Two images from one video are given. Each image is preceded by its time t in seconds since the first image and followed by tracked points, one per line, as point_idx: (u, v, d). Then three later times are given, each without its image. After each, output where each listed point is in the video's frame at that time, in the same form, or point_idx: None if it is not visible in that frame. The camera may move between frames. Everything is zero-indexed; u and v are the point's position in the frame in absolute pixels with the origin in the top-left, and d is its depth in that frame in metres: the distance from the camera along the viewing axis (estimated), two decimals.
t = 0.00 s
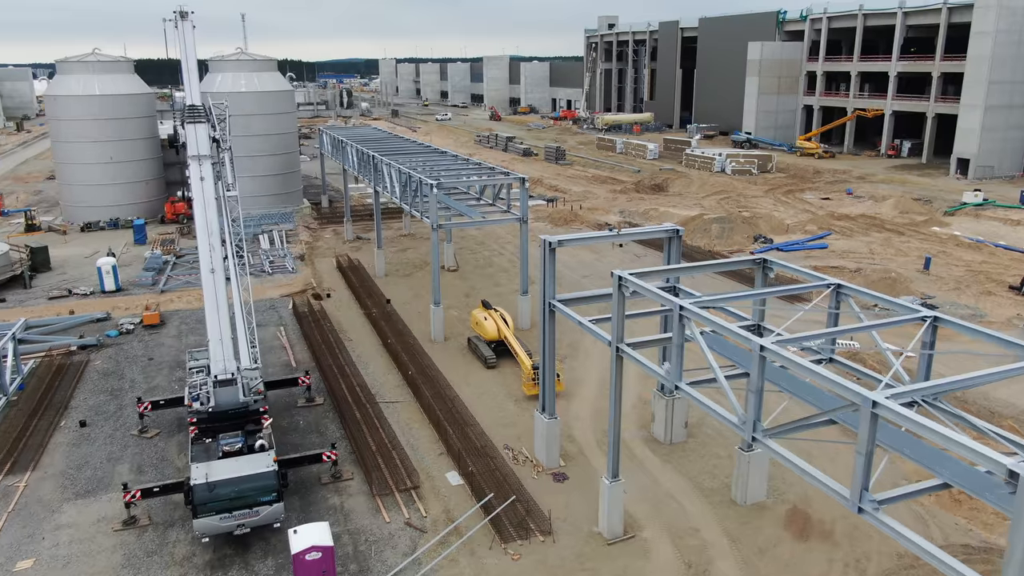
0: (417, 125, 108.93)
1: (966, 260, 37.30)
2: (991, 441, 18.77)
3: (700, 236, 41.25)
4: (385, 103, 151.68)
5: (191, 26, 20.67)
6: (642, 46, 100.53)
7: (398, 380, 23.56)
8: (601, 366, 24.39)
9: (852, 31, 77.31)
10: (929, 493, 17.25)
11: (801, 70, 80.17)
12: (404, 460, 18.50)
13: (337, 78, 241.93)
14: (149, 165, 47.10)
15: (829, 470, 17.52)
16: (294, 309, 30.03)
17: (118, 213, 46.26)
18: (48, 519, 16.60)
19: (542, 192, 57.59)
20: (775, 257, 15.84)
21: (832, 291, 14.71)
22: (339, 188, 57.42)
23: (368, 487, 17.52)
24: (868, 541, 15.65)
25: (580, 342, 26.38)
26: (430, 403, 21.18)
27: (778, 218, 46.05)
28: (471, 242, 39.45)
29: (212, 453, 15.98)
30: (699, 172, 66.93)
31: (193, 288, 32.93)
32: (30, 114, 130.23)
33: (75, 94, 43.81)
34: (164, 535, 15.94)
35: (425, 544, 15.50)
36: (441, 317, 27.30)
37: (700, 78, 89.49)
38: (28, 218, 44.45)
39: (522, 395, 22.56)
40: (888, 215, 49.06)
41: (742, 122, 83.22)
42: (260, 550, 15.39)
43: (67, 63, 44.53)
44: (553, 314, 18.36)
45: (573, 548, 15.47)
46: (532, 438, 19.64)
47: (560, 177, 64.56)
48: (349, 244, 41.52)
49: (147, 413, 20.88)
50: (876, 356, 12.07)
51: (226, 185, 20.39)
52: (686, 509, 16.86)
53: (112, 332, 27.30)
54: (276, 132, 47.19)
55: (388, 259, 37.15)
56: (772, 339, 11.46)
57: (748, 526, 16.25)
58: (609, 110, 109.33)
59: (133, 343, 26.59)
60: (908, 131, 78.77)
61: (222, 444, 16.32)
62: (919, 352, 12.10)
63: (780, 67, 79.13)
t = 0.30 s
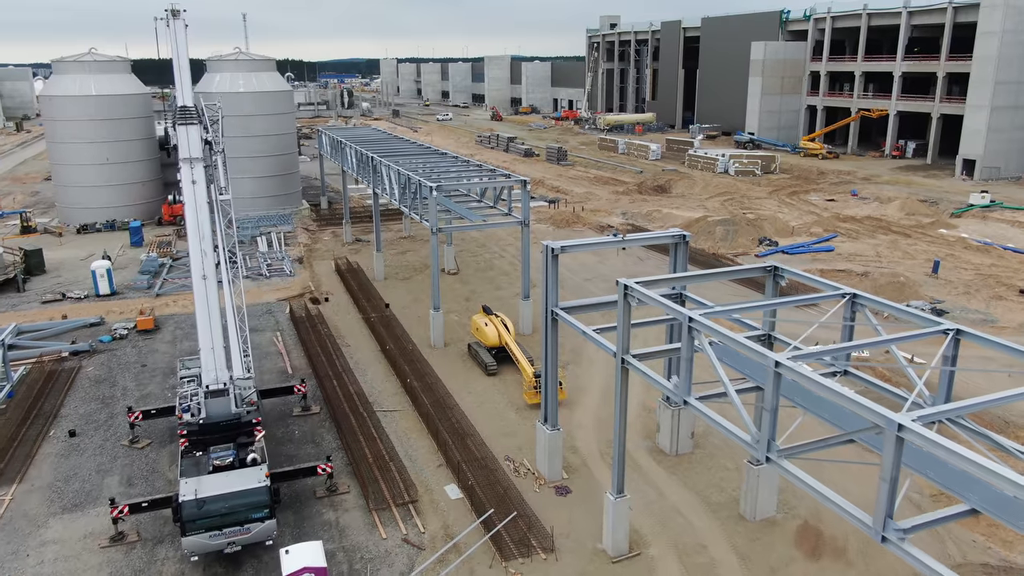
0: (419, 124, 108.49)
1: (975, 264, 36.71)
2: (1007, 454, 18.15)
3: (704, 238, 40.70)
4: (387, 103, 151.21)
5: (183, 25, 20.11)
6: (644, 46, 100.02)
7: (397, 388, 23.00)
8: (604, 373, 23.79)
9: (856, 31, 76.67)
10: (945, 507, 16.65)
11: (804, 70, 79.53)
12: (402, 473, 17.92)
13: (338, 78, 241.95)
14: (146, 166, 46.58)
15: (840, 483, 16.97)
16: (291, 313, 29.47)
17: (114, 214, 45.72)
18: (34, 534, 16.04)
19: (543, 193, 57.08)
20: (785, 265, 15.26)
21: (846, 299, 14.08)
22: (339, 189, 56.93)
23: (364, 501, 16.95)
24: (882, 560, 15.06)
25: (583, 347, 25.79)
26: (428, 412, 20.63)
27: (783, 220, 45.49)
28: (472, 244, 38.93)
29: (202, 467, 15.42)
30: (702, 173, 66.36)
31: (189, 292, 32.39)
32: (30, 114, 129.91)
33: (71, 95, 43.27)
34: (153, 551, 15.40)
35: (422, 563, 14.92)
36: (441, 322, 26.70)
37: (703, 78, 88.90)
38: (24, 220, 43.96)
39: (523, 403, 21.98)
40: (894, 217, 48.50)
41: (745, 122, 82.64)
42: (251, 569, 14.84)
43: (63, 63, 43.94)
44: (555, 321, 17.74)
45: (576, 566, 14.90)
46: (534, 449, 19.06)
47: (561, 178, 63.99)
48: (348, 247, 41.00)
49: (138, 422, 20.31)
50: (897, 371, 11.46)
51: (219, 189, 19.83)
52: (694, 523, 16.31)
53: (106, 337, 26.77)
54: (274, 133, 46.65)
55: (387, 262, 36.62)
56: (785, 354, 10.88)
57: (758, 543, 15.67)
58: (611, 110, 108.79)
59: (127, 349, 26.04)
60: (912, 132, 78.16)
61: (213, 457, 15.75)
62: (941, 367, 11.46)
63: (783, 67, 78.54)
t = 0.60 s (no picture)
0: (419, 125, 108.03)
1: (983, 267, 36.14)
2: None
3: (707, 241, 40.12)
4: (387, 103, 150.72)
5: (174, 24, 19.53)
6: (645, 46, 99.53)
7: (394, 397, 22.44)
8: (607, 382, 23.19)
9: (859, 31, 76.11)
10: (961, 525, 16.05)
11: (807, 70, 78.94)
12: (399, 487, 17.36)
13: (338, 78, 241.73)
14: (143, 167, 46.03)
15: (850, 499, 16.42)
16: (288, 319, 28.91)
17: (110, 216, 45.17)
18: (17, 552, 15.48)
19: (544, 195, 56.54)
20: (796, 274, 14.70)
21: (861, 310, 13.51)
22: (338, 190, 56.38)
23: (360, 517, 16.39)
24: None
25: (585, 354, 25.21)
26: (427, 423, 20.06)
27: (787, 222, 44.91)
28: (472, 248, 38.38)
29: (191, 483, 14.86)
30: (705, 174, 65.76)
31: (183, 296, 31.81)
32: (30, 114, 129.49)
33: (66, 95, 42.77)
34: (139, 570, 14.83)
35: None
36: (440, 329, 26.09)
37: (704, 79, 88.35)
38: (19, 222, 43.43)
39: (524, 414, 21.41)
40: (899, 219, 47.93)
41: (747, 123, 82.08)
42: None
43: (58, 64, 43.47)
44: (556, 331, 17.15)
45: None
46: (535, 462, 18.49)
47: (562, 179, 63.45)
48: (346, 249, 40.44)
49: (128, 434, 19.73)
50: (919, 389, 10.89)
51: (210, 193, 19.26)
52: (701, 541, 15.73)
53: (98, 343, 26.21)
54: (272, 134, 46.09)
55: (386, 265, 36.06)
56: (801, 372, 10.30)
57: (767, 562, 15.09)
58: (612, 110, 108.23)
59: (119, 356, 25.48)
60: (916, 132, 77.58)
61: (202, 473, 15.20)
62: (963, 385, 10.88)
63: (786, 67, 77.97)
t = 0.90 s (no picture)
0: (420, 125, 107.55)
1: (991, 271, 35.53)
2: None
3: (710, 244, 39.50)
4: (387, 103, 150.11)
5: (164, 24, 18.94)
6: (646, 46, 98.97)
7: (392, 406, 21.88)
8: (609, 390, 22.61)
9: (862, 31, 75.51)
10: (976, 543, 15.47)
11: (810, 70, 78.34)
12: (395, 502, 16.82)
13: (338, 78, 241.13)
14: (139, 169, 45.46)
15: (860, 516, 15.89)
16: (284, 324, 28.34)
17: (106, 219, 44.59)
18: None
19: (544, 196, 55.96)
20: (808, 284, 14.13)
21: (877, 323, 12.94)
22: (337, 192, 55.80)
23: (355, 534, 15.82)
24: None
25: (587, 362, 24.65)
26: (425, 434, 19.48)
27: (791, 225, 44.29)
28: (472, 251, 37.80)
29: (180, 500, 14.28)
30: (707, 175, 65.15)
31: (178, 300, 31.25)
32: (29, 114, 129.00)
33: (61, 96, 42.22)
34: None
35: None
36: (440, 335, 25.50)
37: (706, 79, 87.75)
38: (13, 225, 42.87)
39: (525, 424, 20.84)
40: (904, 221, 47.31)
41: (749, 123, 81.47)
42: None
43: (54, 64, 42.96)
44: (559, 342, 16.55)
45: None
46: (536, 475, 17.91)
47: (563, 180, 62.87)
48: (345, 252, 39.88)
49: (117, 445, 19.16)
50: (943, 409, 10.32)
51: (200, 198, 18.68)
52: (708, 560, 15.16)
53: (90, 350, 25.66)
54: (270, 135, 45.51)
55: (384, 269, 35.49)
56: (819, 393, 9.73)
57: None
58: (613, 111, 107.64)
59: (110, 363, 24.92)
60: (920, 133, 76.96)
61: (191, 489, 14.63)
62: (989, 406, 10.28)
63: (789, 67, 77.34)
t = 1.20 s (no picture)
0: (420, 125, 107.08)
1: (999, 275, 34.97)
2: None
3: (714, 247, 38.90)
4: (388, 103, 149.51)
5: (155, 24, 18.41)
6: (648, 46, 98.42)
7: (390, 415, 21.34)
8: (613, 400, 22.07)
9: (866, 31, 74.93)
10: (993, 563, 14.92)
11: (813, 70, 77.74)
12: (392, 518, 16.27)
13: (339, 78, 240.80)
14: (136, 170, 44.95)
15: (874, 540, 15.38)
16: (280, 330, 27.81)
17: (102, 221, 44.04)
18: None
19: (546, 198, 55.42)
20: (822, 294, 13.58)
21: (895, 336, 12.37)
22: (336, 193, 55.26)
23: (349, 552, 15.27)
24: None
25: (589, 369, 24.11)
26: (423, 446, 18.94)
27: (795, 227, 43.72)
28: (472, 254, 37.26)
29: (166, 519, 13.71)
30: (710, 177, 64.56)
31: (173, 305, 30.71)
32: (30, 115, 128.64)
33: (56, 96, 41.71)
34: None
35: None
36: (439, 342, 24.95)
37: (708, 79, 87.14)
38: (8, 227, 42.34)
39: (526, 434, 20.30)
40: (910, 224, 46.74)
41: (752, 124, 80.88)
42: None
43: (49, 64, 42.46)
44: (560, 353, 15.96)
45: None
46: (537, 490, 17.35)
47: (565, 182, 62.30)
48: (344, 255, 39.37)
49: (106, 457, 18.62)
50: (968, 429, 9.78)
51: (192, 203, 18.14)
52: None
53: (82, 356, 25.13)
54: (268, 137, 44.99)
55: (383, 272, 34.94)
56: (838, 416, 9.16)
57: None
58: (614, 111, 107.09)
59: (102, 370, 24.39)
60: (924, 134, 76.36)
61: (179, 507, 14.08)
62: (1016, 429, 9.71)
63: (792, 67, 76.74)
